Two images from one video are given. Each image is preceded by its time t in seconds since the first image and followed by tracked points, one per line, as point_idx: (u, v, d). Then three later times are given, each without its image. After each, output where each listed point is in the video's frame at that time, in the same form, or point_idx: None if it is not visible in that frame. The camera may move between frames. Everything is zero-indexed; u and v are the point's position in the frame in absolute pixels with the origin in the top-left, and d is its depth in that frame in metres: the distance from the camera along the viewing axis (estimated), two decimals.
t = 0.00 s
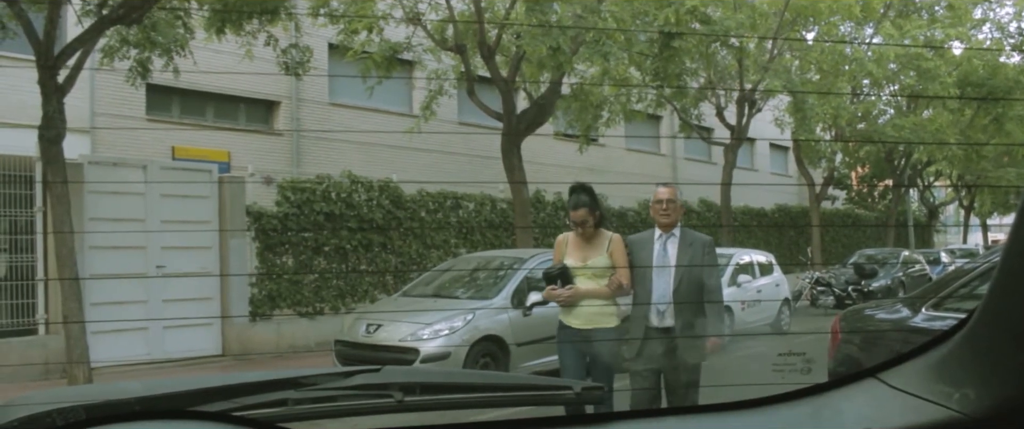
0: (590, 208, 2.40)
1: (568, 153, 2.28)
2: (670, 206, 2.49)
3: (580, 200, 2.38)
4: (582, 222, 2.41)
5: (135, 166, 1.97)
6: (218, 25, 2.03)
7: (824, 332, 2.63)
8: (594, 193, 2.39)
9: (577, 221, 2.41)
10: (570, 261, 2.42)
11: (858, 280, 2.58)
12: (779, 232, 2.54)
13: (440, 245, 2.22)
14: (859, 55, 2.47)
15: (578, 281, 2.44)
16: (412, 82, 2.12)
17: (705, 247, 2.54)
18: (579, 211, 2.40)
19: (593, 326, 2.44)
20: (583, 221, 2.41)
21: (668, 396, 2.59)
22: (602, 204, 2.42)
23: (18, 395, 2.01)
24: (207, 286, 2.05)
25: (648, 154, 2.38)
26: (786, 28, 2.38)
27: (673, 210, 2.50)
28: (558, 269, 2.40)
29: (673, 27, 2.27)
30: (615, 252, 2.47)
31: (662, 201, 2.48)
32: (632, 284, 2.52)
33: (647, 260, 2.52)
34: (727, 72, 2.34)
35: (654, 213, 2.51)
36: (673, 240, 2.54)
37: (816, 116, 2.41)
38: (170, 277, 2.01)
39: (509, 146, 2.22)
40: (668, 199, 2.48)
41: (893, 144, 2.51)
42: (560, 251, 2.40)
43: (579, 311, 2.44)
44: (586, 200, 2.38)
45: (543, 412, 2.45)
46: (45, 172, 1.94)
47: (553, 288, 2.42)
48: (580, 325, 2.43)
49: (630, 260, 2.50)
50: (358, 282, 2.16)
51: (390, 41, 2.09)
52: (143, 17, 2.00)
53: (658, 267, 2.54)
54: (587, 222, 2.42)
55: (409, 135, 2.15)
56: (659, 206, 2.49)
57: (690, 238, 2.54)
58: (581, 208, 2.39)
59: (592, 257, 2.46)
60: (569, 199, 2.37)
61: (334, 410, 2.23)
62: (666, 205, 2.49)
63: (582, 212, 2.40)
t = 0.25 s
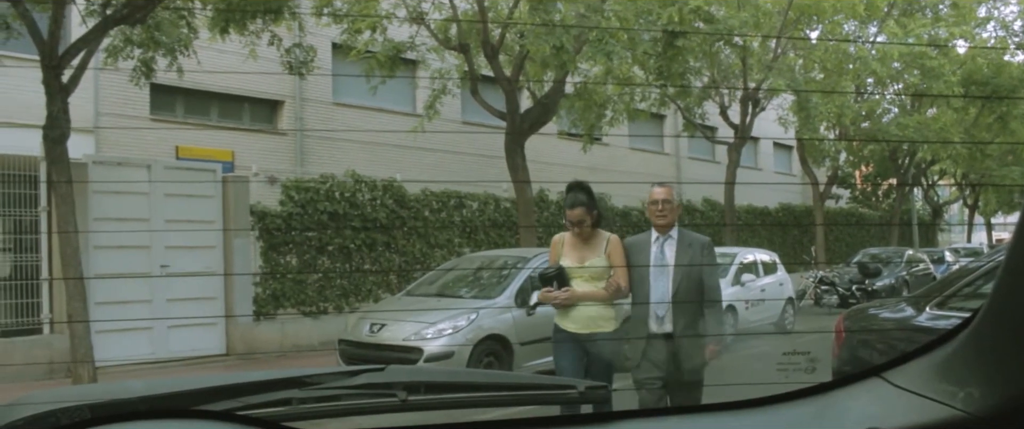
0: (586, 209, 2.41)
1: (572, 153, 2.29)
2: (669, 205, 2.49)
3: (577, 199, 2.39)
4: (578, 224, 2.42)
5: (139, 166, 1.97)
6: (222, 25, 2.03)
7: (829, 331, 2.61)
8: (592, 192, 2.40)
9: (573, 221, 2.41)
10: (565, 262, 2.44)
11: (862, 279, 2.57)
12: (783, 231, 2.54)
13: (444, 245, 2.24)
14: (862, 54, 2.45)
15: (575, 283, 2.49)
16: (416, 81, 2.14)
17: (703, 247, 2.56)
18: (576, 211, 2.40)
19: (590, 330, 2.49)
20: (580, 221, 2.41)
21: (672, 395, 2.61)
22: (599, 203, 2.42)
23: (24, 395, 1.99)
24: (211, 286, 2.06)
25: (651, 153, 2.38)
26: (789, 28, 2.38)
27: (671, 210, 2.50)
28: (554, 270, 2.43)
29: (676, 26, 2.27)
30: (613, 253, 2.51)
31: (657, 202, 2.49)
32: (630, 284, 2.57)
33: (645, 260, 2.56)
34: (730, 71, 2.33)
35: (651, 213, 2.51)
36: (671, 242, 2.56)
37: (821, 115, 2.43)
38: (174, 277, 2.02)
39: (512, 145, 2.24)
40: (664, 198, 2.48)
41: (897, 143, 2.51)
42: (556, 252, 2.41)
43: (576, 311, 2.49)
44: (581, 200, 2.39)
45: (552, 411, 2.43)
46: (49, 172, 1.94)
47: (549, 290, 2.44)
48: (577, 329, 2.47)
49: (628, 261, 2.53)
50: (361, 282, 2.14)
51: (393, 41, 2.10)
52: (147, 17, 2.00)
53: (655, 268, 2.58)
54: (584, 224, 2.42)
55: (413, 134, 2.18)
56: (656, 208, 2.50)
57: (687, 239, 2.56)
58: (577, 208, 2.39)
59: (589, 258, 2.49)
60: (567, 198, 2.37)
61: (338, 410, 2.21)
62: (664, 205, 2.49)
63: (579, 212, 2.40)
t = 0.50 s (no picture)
0: (574, 203, 2.40)
1: (577, 151, 2.31)
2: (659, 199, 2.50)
3: (565, 193, 2.36)
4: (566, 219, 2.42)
5: (146, 165, 1.94)
6: (227, 24, 2.03)
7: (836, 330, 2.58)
8: (581, 186, 2.37)
9: (562, 215, 2.40)
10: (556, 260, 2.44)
11: (868, 278, 2.54)
12: (787, 229, 2.55)
13: (449, 244, 2.23)
14: (868, 52, 2.42)
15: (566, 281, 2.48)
16: (421, 80, 2.13)
17: (698, 241, 2.55)
18: (564, 204, 2.38)
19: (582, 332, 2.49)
20: (568, 215, 2.41)
21: (678, 395, 2.62)
22: (586, 197, 2.42)
23: (31, 393, 2.05)
24: (217, 285, 2.04)
25: (655, 152, 2.39)
26: (794, 26, 2.40)
27: (661, 204, 2.50)
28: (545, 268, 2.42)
29: (682, 25, 2.28)
30: (603, 251, 2.52)
31: (649, 195, 2.49)
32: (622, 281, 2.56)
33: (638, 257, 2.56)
34: (734, 70, 2.33)
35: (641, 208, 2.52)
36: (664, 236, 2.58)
37: (824, 113, 2.42)
38: (179, 276, 2.00)
39: (517, 143, 2.23)
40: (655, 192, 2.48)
41: (903, 141, 2.50)
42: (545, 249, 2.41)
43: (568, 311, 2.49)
44: (570, 194, 2.37)
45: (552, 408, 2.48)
46: (55, 171, 1.93)
47: (539, 286, 2.43)
48: (569, 330, 2.47)
49: (620, 258, 2.54)
50: (366, 280, 2.13)
51: (397, 40, 2.11)
52: (152, 17, 1.99)
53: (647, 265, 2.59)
54: (572, 218, 2.42)
55: (418, 133, 2.16)
56: (647, 201, 2.50)
57: (681, 234, 2.55)
58: (565, 201, 2.37)
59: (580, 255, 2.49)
60: (555, 192, 2.35)
61: (346, 407, 2.28)
62: (655, 200, 2.49)
63: (567, 205, 2.39)
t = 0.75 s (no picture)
0: (566, 197, 2.33)
1: (583, 151, 2.29)
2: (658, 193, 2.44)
3: (557, 186, 2.30)
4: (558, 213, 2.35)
5: (152, 164, 1.95)
6: (234, 24, 2.04)
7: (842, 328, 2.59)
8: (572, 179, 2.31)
9: (552, 209, 2.33)
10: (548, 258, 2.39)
11: (874, 277, 2.59)
12: (794, 228, 2.52)
13: (455, 243, 2.24)
14: (874, 51, 2.47)
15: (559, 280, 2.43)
16: (427, 78, 2.13)
17: (698, 240, 2.52)
18: (557, 198, 2.31)
19: (577, 330, 2.45)
20: (560, 209, 2.34)
21: (687, 393, 2.62)
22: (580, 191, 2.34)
23: (40, 392, 2.05)
24: (223, 285, 2.05)
25: (662, 151, 2.38)
26: (800, 25, 2.40)
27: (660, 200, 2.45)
28: (536, 266, 2.37)
29: (688, 23, 2.28)
30: (599, 248, 2.45)
31: (650, 190, 2.43)
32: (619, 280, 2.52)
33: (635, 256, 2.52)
34: (741, 68, 2.31)
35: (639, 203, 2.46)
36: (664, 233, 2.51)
37: (830, 112, 2.41)
38: (186, 275, 2.00)
39: (523, 142, 2.23)
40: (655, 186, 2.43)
41: (910, 139, 2.50)
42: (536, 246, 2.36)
43: (562, 311, 2.44)
44: (563, 187, 2.30)
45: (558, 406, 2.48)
46: (62, 171, 1.94)
47: (533, 288, 2.38)
48: (563, 330, 2.43)
49: (617, 256, 2.48)
50: (373, 280, 2.14)
51: (404, 39, 2.10)
52: (158, 16, 2.00)
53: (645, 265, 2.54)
54: (564, 212, 2.35)
55: (425, 132, 2.14)
56: (647, 196, 2.44)
57: (681, 232, 2.51)
58: (558, 195, 2.31)
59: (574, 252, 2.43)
60: (544, 185, 2.28)
61: (353, 406, 2.27)
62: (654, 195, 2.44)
63: (558, 198, 2.32)
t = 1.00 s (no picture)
0: (565, 195, 2.34)
1: (591, 149, 2.31)
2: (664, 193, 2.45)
3: (555, 183, 2.30)
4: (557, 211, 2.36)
5: (161, 164, 1.96)
6: (241, 24, 2.02)
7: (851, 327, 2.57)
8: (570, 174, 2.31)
9: (551, 207, 2.35)
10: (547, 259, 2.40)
11: (882, 275, 2.56)
12: (802, 226, 2.53)
13: (463, 242, 2.24)
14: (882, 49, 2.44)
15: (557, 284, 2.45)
16: (434, 77, 2.12)
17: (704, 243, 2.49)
18: (556, 194, 2.33)
19: (578, 333, 2.46)
20: (558, 206, 2.35)
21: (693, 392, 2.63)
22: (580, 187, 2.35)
23: (52, 390, 2.07)
24: (233, 284, 2.06)
25: (670, 149, 2.37)
26: (809, 22, 2.37)
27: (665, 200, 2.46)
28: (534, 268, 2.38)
29: (695, 21, 2.27)
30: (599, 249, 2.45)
31: (654, 191, 2.44)
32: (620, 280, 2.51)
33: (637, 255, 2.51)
34: (749, 66, 2.33)
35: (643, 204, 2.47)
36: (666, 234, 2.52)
37: (838, 110, 2.42)
38: (195, 274, 2.02)
39: (530, 140, 2.24)
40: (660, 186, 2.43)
41: (918, 139, 2.49)
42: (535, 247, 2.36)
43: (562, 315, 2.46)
44: (562, 184, 2.31)
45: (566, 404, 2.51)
46: (71, 170, 1.94)
47: (531, 292, 2.39)
48: (560, 335, 2.46)
49: (618, 256, 2.48)
50: (381, 278, 2.14)
51: (411, 38, 2.09)
52: (167, 16, 1.99)
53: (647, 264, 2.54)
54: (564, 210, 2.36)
55: (433, 131, 2.16)
56: (651, 197, 2.45)
57: (684, 232, 2.51)
58: (557, 190, 2.32)
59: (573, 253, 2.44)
60: (543, 183, 2.29)
61: (364, 405, 2.28)
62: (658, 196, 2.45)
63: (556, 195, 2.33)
